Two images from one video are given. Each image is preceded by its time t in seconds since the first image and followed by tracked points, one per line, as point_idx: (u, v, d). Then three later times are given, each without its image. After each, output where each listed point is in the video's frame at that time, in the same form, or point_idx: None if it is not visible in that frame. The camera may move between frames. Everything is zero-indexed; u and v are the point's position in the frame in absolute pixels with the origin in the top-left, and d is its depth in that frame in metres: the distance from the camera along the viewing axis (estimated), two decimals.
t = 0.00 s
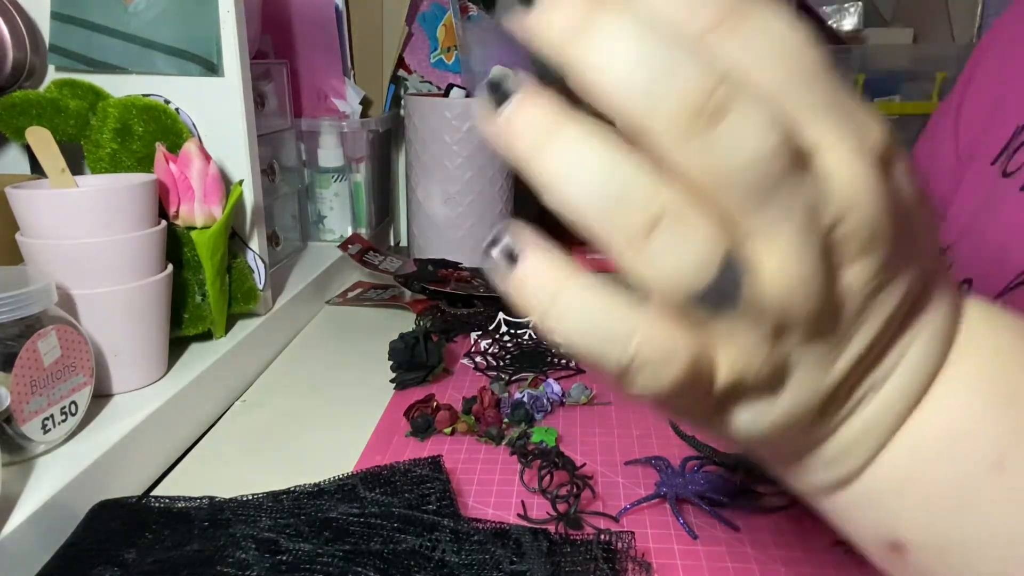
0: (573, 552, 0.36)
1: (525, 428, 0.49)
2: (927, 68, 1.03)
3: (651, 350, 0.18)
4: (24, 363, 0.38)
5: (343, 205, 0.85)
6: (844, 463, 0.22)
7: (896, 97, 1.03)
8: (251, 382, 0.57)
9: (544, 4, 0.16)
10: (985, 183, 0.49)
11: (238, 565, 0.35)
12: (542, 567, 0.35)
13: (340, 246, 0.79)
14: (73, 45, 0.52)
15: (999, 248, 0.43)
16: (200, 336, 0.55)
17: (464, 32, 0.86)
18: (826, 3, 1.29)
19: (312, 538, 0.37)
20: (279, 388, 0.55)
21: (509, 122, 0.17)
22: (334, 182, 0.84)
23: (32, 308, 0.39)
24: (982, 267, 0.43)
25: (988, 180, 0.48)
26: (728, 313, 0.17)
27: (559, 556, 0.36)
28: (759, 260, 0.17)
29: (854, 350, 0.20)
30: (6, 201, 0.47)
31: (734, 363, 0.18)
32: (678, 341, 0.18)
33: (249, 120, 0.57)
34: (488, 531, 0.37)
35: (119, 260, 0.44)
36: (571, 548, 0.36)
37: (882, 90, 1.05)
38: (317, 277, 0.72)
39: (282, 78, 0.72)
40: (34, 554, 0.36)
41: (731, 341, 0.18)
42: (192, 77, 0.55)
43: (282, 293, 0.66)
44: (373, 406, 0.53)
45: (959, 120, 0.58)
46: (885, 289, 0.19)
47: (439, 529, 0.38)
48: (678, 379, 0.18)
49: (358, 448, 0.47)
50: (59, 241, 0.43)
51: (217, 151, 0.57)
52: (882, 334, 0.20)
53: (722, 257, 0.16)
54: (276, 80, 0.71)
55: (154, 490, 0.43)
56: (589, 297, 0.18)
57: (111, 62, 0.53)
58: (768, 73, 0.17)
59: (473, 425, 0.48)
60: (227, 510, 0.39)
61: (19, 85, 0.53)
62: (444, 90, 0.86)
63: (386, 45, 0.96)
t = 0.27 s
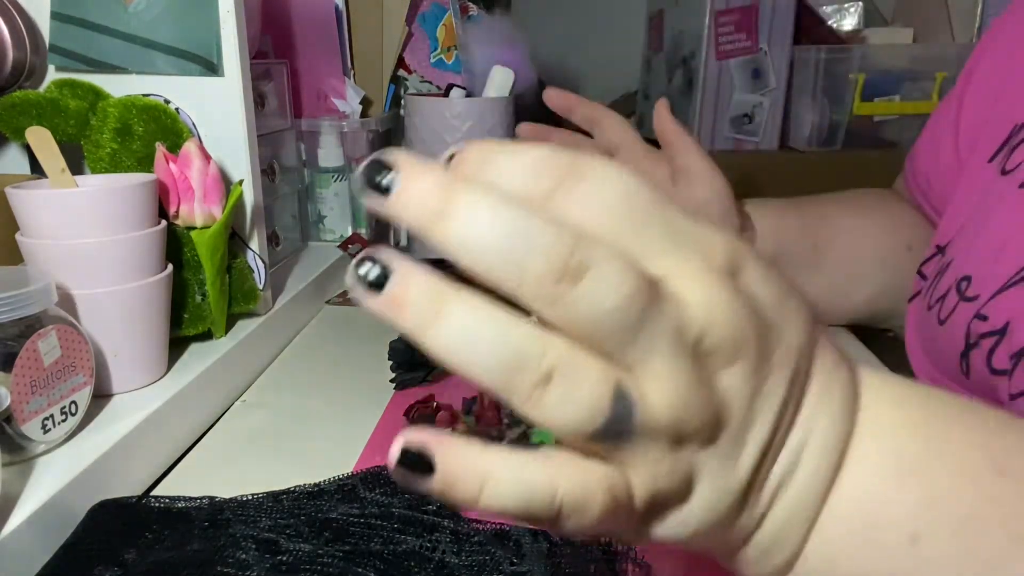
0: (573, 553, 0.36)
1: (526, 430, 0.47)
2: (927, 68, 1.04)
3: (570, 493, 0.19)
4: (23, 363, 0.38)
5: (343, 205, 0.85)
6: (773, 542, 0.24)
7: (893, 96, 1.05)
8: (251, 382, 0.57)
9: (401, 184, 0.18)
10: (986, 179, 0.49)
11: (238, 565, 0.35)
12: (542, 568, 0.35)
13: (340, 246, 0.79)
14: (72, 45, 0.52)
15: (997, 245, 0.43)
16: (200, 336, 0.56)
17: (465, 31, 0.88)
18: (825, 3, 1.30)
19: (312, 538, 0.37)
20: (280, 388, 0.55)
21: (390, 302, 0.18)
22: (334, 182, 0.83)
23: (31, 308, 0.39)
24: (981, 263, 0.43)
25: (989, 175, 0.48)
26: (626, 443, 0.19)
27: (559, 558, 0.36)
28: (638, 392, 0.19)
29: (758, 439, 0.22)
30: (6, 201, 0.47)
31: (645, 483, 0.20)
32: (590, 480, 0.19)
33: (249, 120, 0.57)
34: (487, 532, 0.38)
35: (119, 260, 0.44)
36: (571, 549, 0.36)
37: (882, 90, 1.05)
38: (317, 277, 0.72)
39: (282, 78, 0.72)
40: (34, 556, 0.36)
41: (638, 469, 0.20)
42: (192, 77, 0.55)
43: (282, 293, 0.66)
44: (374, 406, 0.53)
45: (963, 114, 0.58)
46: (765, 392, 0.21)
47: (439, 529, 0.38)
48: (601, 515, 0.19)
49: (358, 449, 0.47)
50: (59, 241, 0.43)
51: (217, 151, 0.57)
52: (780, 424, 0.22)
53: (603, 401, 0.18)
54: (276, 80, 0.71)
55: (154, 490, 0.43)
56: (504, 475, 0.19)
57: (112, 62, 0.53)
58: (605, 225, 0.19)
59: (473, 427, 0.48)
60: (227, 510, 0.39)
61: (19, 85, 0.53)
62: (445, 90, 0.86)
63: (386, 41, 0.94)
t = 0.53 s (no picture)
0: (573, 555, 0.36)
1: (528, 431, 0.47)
2: (927, 67, 1.04)
3: (536, 506, 0.22)
4: (23, 363, 0.38)
5: (343, 205, 0.84)
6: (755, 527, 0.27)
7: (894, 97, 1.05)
8: (251, 382, 0.57)
9: (315, 291, 0.22)
10: (987, 179, 0.49)
11: (238, 565, 0.35)
12: (542, 568, 0.35)
13: (341, 246, 0.79)
14: (72, 45, 0.52)
15: (997, 244, 0.43)
16: (200, 336, 0.56)
17: (464, 31, 0.87)
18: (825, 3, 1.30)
19: (312, 539, 0.37)
20: (280, 388, 0.55)
21: (344, 386, 0.21)
22: (334, 182, 0.83)
23: (31, 308, 0.39)
24: (982, 262, 0.43)
25: (989, 175, 0.48)
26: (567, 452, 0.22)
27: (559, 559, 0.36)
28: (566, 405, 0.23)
29: (695, 437, 0.25)
30: (6, 201, 0.47)
31: (598, 491, 0.23)
32: (553, 494, 0.22)
33: (249, 121, 0.57)
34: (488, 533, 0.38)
35: (119, 260, 0.44)
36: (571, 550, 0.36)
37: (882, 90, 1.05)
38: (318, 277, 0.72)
39: (282, 78, 0.72)
40: (34, 556, 0.36)
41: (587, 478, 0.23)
42: (192, 77, 0.55)
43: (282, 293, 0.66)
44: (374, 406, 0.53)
45: (965, 115, 0.58)
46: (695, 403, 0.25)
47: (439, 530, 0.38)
48: (568, 524, 0.22)
49: (358, 449, 0.47)
50: (59, 241, 0.43)
51: (217, 151, 0.57)
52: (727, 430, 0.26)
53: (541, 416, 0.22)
54: (276, 80, 0.71)
55: (154, 491, 0.43)
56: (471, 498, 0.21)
57: (112, 62, 0.53)
58: (512, 283, 0.25)
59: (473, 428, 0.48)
60: (227, 511, 0.39)
61: (19, 85, 0.53)
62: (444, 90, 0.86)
63: (385, 41, 0.95)
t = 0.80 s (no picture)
0: (573, 555, 0.36)
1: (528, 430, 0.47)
2: (927, 67, 1.04)
3: (537, 443, 0.29)
4: (23, 363, 0.38)
5: (343, 206, 0.85)
6: (762, 470, 0.30)
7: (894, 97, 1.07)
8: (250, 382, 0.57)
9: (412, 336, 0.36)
10: (990, 181, 0.49)
11: (238, 565, 0.35)
12: (542, 568, 0.35)
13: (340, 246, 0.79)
14: (72, 44, 0.52)
15: (1000, 246, 0.43)
16: (199, 336, 0.56)
17: (464, 32, 0.86)
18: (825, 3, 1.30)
19: (313, 539, 0.37)
20: (280, 388, 0.55)
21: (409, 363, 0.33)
22: (334, 182, 0.84)
23: (32, 308, 0.38)
24: (984, 264, 0.43)
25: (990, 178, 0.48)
26: (566, 412, 0.32)
27: (559, 559, 0.36)
28: (574, 392, 0.33)
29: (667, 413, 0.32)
30: (6, 200, 0.46)
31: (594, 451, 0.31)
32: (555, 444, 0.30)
33: (249, 121, 0.57)
34: (488, 533, 0.38)
35: (119, 259, 0.44)
36: (571, 551, 0.36)
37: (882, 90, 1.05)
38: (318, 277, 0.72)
39: (282, 78, 0.72)
40: (34, 556, 0.36)
41: (589, 435, 0.31)
42: (192, 77, 0.55)
43: (281, 294, 0.66)
44: (373, 406, 0.53)
45: (966, 116, 0.57)
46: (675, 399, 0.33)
47: (439, 530, 0.38)
48: (563, 461, 0.29)
49: (358, 449, 0.47)
50: (59, 241, 0.43)
51: (217, 151, 0.57)
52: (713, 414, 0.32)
53: (545, 390, 0.33)
54: (276, 80, 0.71)
55: (154, 491, 0.43)
56: (498, 436, 0.29)
57: (112, 62, 0.53)
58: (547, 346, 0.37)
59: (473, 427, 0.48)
60: (227, 511, 0.39)
61: (19, 85, 0.53)
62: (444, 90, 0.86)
63: (385, 43, 0.94)
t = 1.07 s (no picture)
0: (573, 554, 0.36)
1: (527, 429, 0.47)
2: (927, 67, 1.04)
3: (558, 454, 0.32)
4: (23, 363, 0.38)
5: (343, 205, 0.85)
6: (778, 449, 0.31)
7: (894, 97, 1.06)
8: (250, 382, 0.57)
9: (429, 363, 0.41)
10: (988, 183, 0.49)
11: (238, 565, 0.35)
12: (542, 568, 0.35)
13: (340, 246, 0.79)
14: (73, 44, 0.52)
15: (999, 248, 0.43)
16: (199, 336, 0.56)
17: (463, 31, 0.85)
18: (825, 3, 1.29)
19: (312, 538, 0.37)
20: (279, 388, 0.55)
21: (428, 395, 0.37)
22: (334, 182, 0.84)
23: (32, 308, 0.38)
24: (983, 267, 0.43)
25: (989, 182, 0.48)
26: (583, 425, 0.35)
27: (559, 558, 0.36)
28: (592, 408, 0.36)
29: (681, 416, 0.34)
30: (6, 200, 0.46)
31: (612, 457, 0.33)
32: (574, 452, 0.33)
33: (250, 121, 0.57)
34: (488, 532, 0.38)
35: (119, 259, 0.44)
36: (571, 550, 0.36)
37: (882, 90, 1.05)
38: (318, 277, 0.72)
39: (282, 79, 0.72)
40: (34, 556, 0.36)
41: (608, 444, 0.34)
42: (192, 77, 0.55)
43: (282, 293, 0.66)
44: (373, 407, 0.53)
45: (966, 118, 0.58)
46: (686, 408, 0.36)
47: (439, 529, 0.38)
48: (581, 467, 0.32)
49: (358, 449, 0.47)
50: (59, 241, 0.43)
51: (217, 151, 0.57)
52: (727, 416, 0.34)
53: (563, 409, 0.36)
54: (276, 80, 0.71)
55: (154, 490, 0.43)
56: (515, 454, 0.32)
57: (111, 62, 0.53)
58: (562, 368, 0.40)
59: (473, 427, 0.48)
60: (227, 511, 0.39)
61: (19, 85, 0.53)
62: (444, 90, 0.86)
63: (384, 42, 0.93)
